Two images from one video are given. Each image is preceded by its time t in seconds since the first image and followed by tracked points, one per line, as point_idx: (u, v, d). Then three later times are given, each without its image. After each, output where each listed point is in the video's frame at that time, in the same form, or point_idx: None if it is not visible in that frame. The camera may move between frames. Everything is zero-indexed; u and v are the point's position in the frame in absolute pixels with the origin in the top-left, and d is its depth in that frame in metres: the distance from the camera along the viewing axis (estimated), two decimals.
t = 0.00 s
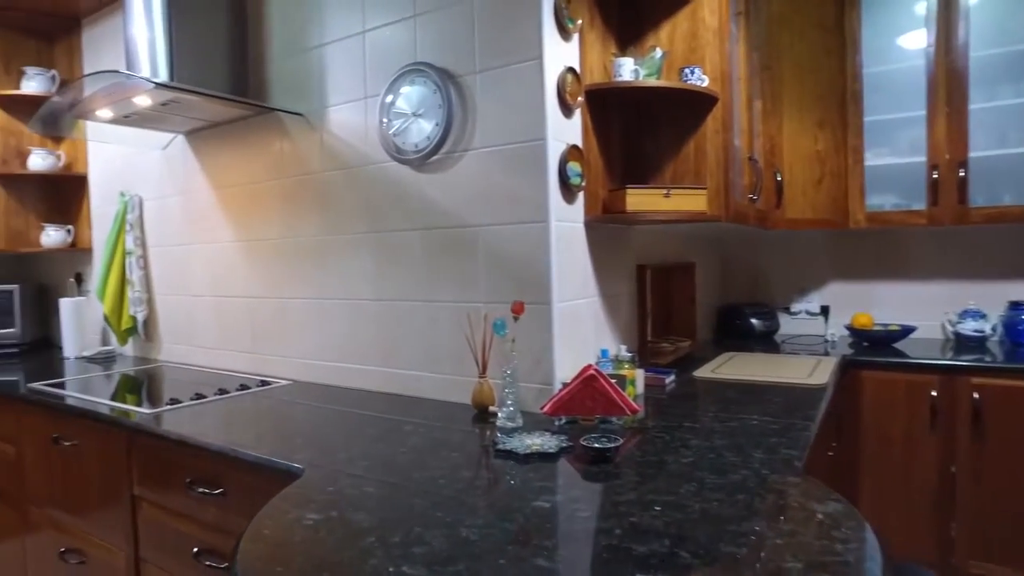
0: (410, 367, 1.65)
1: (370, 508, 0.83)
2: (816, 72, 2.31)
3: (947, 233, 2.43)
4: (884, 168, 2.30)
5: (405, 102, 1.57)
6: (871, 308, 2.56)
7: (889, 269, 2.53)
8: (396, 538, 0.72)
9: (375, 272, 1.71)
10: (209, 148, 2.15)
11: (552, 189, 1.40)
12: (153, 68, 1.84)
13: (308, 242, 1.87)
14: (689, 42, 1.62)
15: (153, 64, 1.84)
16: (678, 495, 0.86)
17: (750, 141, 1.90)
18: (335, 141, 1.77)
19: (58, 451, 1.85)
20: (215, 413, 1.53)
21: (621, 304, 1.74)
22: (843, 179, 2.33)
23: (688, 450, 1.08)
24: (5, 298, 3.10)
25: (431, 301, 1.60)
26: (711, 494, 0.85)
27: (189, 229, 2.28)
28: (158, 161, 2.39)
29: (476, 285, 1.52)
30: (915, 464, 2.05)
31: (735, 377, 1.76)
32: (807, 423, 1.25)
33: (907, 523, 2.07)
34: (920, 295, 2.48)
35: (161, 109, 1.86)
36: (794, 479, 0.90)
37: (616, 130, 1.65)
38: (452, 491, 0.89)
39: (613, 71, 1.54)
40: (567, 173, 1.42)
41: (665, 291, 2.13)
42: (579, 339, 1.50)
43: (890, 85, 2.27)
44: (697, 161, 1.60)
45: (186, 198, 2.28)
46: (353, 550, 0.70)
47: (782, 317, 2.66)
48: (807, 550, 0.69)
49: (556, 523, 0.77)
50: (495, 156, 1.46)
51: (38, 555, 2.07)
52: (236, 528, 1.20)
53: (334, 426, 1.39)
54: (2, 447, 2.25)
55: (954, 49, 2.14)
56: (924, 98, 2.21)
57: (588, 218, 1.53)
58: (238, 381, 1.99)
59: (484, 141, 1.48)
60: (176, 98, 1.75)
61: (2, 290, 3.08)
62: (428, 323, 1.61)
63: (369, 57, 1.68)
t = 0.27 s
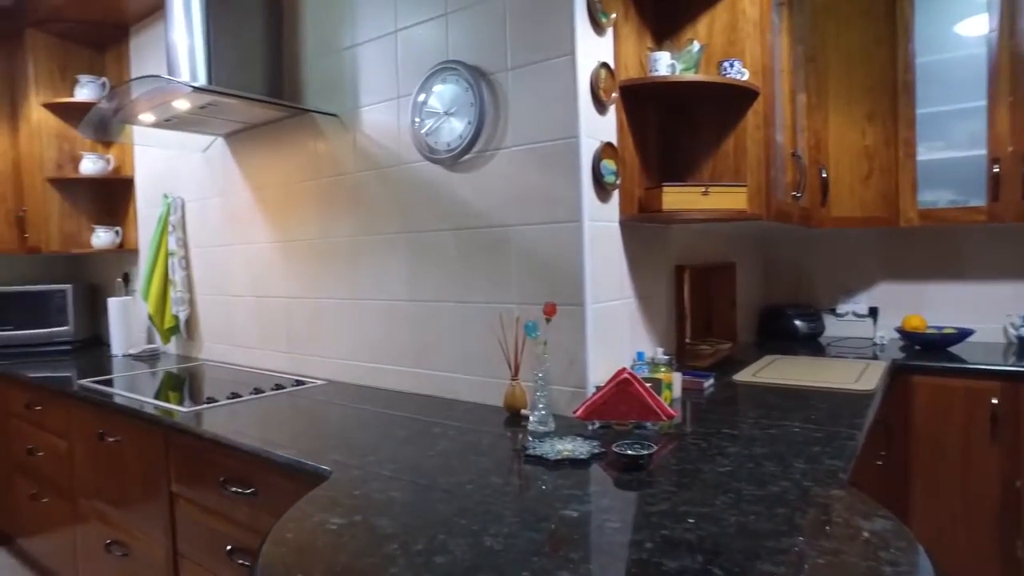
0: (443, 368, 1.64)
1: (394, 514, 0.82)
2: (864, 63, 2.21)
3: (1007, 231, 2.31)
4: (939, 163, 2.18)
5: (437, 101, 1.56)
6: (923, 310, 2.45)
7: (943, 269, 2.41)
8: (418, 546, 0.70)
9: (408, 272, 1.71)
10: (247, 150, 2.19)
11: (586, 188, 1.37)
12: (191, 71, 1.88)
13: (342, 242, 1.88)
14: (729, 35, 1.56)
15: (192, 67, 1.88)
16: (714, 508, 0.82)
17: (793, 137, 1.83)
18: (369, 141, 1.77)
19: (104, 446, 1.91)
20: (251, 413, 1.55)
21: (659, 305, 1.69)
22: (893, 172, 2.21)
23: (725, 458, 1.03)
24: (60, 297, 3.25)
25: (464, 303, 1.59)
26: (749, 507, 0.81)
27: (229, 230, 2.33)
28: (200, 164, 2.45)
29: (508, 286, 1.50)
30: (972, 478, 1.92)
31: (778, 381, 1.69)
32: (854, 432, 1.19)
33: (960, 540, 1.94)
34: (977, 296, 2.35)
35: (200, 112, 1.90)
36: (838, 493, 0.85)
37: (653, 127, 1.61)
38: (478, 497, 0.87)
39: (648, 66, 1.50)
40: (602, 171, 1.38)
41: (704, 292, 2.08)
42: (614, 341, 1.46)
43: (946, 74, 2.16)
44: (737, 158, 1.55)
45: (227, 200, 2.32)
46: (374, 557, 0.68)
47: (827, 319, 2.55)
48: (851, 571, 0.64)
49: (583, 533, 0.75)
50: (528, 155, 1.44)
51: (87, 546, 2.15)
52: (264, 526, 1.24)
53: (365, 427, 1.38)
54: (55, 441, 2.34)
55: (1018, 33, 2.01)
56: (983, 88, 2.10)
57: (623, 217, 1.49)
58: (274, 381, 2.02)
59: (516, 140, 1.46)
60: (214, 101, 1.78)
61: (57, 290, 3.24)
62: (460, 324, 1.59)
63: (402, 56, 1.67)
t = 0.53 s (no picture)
0: (479, 369, 1.62)
1: (421, 518, 0.81)
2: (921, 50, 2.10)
3: None
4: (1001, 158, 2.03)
5: (473, 99, 1.55)
6: (985, 313, 2.31)
7: (1007, 269, 2.27)
8: (443, 554, 0.69)
9: (445, 272, 1.70)
10: (289, 152, 2.23)
11: (625, 186, 1.33)
12: (234, 74, 1.91)
13: (380, 242, 1.89)
14: (774, 26, 1.50)
15: (235, 70, 1.92)
16: (754, 521, 0.78)
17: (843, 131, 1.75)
18: (406, 141, 1.77)
19: (152, 442, 1.97)
20: (289, 413, 1.57)
21: (702, 306, 1.63)
22: (954, 167, 2.08)
23: (768, 468, 0.99)
24: (115, 296, 3.37)
25: (500, 303, 1.57)
26: (791, 521, 0.77)
27: (271, 231, 2.37)
28: (244, 166, 2.50)
29: (545, 286, 1.47)
30: None
31: (826, 386, 1.62)
32: (909, 442, 1.12)
33: None
34: None
35: (242, 114, 1.94)
36: (891, 509, 0.80)
37: (694, 123, 1.56)
38: (508, 503, 0.85)
39: (689, 60, 1.46)
40: (640, 168, 1.34)
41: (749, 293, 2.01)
42: (654, 344, 1.42)
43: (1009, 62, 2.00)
44: (784, 154, 1.49)
45: (269, 201, 2.37)
46: (399, 563, 0.67)
47: (880, 321, 2.44)
48: None
49: (614, 544, 0.72)
50: (565, 153, 1.41)
51: (137, 538, 2.22)
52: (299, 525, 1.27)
53: (399, 428, 1.38)
54: (108, 435, 2.42)
55: None
56: None
57: (663, 216, 1.44)
58: (314, 380, 2.04)
59: (553, 137, 1.43)
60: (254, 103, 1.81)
61: (111, 289, 3.37)
62: (497, 325, 1.57)
63: (438, 55, 1.67)
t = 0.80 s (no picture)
0: (515, 370, 1.61)
1: (451, 522, 0.80)
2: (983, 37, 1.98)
3: None
4: None
5: (510, 98, 1.54)
6: None
7: None
8: (471, 561, 0.68)
9: (481, 272, 1.69)
10: (328, 153, 2.26)
11: (663, 185, 1.29)
12: (275, 79, 1.95)
13: (417, 242, 1.90)
14: (821, 16, 1.45)
15: (275, 74, 1.96)
16: (796, 534, 0.74)
17: (895, 124, 1.67)
18: (442, 141, 1.77)
19: (196, 438, 2.03)
20: (328, 411, 1.59)
21: (745, 308, 1.58)
22: None
23: (813, 478, 0.94)
24: (165, 295, 3.49)
25: (536, 305, 1.55)
26: (836, 535, 0.73)
27: (312, 231, 2.41)
28: (286, 167, 2.55)
29: (582, 287, 1.45)
30: None
31: (877, 391, 1.55)
32: (966, 453, 1.06)
33: None
34: None
35: (283, 117, 1.97)
36: (945, 526, 0.75)
37: (736, 119, 1.51)
38: (538, 508, 0.84)
39: (730, 54, 1.41)
40: (679, 166, 1.30)
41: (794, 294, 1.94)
42: (695, 346, 1.37)
43: None
44: (830, 150, 1.43)
45: (310, 203, 2.40)
46: (426, 569, 0.67)
47: (936, 323, 2.33)
48: None
49: (646, 554, 0.70)
50: (602, 151, 1.38)
51: (183, 530, 2.28)
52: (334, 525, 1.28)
53: (434, 429, 1.38)
54: (156, 430, 2.51)
55: None
56: None
57: (703, 215, 1.40)
58: (352, 379, 2.06)
59: (590, 136, 1.40)
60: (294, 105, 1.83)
61: (161, 289, 3.48)
62: (535, 325, 1.55)
63: (474, 54, 1.66)
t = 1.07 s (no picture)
0: (550, 370, 1.59)
1: (479, 523, 0.80)
2: None
3: None
4: None
5: (545, 95, 1.52)
6: None
7: None
8: (497, 563, 0.68)
9: (516, 271, 1.68)
10: (366, 154, 2.28)
11: (700, 180, 1.25)
12: (312, 80, 2.00)
13: (452, 241, 1.90)
14: (868, 4, 1.39)
15: (313, 75, 2.00)
16: (836, 544, 0.71)
17: (949, 116, 1.60)
18: (477, 139, 1.77)
19: (237, 434, 2.07)
20: (363, 409, 1.61)
21: (787, 308, 1.53)
22: None
23: (856, 485, 0.90)
24: (209, 294, 3.59)
25: (572, 304, 1.53)
26: (880, 547, 0.70)
27: (350, 231, 2.44)
28: (324, 168, 2.59)
29: (617, 286, 1.41)
30: None
31: (927, 395, 1.48)
32: None
33: None
34: None
35: (319, 117, 2.00)
36: (999, 540, 0.71)
37: (777, 113, 1.47)
38: (568, 510, 0.83)
39: (771, 46, 1.37)
40: (717, 163, 1.25)
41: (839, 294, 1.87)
42: (734, 347, 1.33)
43: None
44: (877, 143, 1.37)
45: (348, 202, 2.43)
46: (452, 570, 0.67)
47: (994, 324, 2.27)
48: None
49: (677, 561, 0.68)
50: (637, 147, 1.35)
51: (225, 523, 2.34)
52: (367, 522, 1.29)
53: (466, 428, 1.38)
54: (200, 425, 2.58)
55: None
56: None
57: (743, 212, 1.36)
58: (388, 377, 2.08)
59: (625, 132, 1.37)
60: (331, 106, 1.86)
61: (205, 287, 3.58)
62: (569, 324, 1.53)
63: (509, 52, 1.65)
